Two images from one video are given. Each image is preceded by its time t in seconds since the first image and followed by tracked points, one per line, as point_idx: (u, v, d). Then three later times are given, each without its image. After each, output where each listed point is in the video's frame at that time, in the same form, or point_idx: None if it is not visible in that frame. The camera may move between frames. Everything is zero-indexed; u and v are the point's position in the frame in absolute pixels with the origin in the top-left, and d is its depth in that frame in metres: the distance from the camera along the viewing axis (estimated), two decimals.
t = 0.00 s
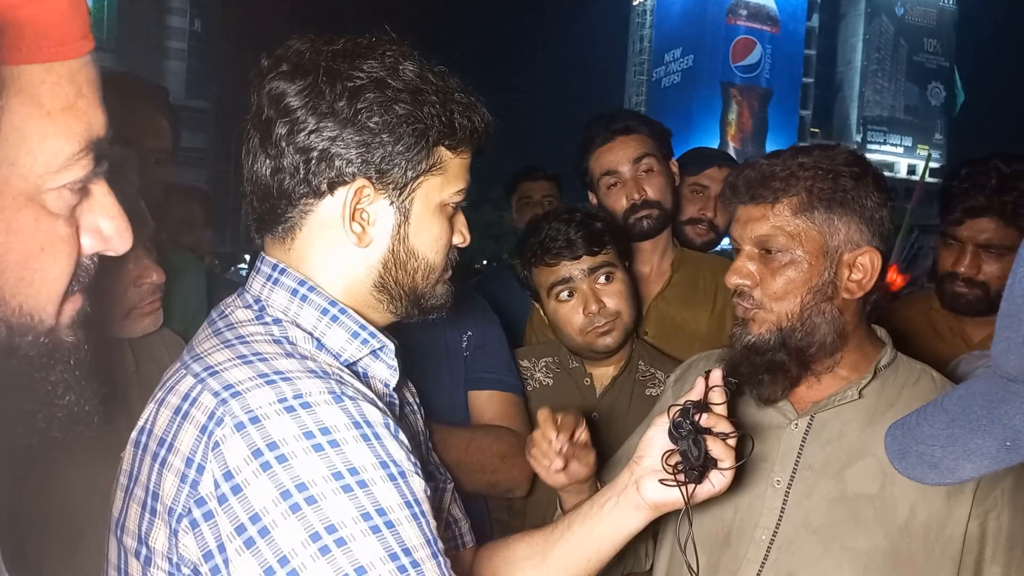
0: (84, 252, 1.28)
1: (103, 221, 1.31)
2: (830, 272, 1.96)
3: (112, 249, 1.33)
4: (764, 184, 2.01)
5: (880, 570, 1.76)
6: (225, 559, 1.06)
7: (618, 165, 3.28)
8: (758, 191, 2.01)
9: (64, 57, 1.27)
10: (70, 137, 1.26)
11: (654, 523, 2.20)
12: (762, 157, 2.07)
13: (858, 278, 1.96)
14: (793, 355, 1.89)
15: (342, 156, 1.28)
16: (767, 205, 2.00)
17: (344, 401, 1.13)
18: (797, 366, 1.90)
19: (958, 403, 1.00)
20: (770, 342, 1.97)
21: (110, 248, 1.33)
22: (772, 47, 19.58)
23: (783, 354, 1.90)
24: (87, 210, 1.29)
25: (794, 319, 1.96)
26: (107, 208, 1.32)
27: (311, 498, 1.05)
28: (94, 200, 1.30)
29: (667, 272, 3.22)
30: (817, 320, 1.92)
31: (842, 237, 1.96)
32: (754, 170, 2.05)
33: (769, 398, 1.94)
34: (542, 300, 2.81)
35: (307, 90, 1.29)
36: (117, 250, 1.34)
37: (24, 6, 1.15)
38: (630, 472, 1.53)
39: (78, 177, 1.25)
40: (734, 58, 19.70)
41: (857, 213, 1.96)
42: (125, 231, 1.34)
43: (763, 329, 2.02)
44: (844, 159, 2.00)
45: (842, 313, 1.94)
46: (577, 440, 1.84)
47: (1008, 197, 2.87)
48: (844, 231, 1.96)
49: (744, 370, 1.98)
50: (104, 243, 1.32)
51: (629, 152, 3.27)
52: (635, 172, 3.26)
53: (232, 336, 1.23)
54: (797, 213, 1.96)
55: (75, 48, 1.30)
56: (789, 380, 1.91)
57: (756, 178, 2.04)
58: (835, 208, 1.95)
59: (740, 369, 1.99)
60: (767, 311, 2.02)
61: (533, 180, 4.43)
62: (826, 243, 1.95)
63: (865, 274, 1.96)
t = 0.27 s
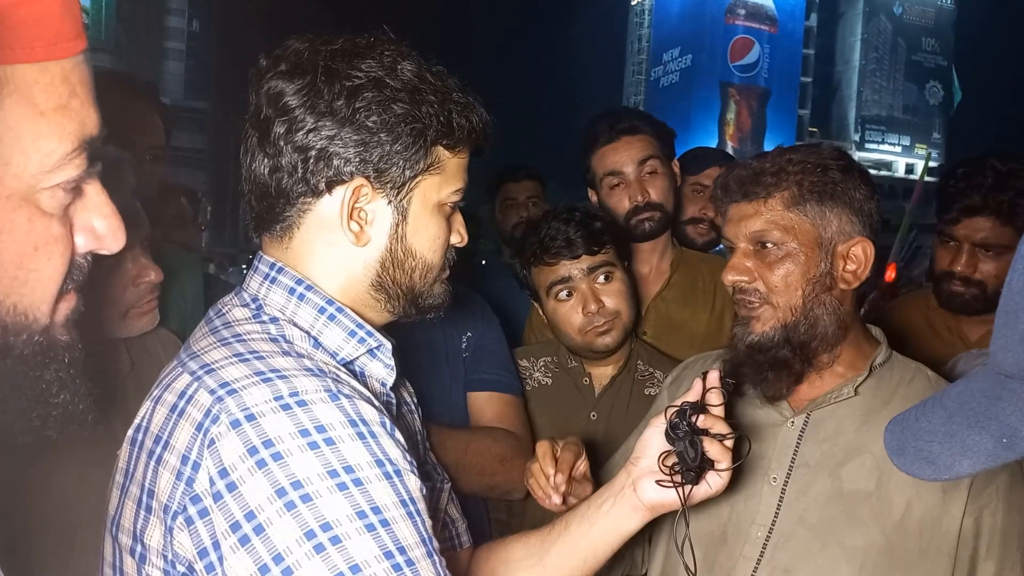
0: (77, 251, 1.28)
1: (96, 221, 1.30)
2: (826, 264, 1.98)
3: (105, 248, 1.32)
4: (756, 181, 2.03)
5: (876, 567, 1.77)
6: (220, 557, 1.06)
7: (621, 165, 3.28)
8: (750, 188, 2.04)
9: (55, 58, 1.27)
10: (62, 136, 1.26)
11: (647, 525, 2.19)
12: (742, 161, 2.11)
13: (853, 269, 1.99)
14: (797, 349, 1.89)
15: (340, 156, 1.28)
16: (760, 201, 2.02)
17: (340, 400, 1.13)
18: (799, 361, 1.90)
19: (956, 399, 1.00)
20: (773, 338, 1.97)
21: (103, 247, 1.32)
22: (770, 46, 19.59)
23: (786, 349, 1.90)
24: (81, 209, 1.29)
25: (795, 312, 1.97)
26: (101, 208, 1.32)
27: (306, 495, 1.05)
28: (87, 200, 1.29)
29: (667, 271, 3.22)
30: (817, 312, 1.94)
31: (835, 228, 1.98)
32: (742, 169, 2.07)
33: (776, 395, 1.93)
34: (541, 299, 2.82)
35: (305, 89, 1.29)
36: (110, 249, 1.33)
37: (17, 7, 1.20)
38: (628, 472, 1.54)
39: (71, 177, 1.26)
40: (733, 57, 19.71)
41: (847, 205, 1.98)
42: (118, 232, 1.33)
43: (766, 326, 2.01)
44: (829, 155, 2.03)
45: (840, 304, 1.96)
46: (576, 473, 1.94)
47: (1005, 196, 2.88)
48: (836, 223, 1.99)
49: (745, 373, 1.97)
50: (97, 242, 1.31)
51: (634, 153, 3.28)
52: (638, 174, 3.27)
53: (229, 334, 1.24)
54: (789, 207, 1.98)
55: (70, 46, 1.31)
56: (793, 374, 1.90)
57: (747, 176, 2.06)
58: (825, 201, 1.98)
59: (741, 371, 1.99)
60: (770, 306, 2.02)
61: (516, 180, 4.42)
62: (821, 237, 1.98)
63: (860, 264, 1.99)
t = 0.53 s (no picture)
0: (61, 249, 1.53)
1: (85, 221, 1.60)
2: (818, 260, 1.99)
3: (92, 248, 1.63)
4: (747, 179, 2.04)
5: (870, 565, 1.78)
6: (214, 554, 1.06)
7: (621, 165, 3.29)
8: (742, 185, 2.05)
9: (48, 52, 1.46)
10: (54, 135, 1.48)
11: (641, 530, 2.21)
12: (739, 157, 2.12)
13: (844, 265, 1.99)
14: (787, 345, 1.88)
15: (337, 154, 1.28)
16: (751, 198, 2.03)
17: (336, 398, 1.13)
18: (790, 356, 1.90)
19: (955, 397, 1.01)
20: (764, 334, 1.95)
21: (90, 247, 1.63)
22: (766, 46, 19.61)
23: (776, 344, 1.89)
24: (68, 211, 1.54)
25: (786, 307, 1.98)
26: (89, 210, 1.60)
27: (301, 493, 1.05)
28: (79, 201, 1.57)
29: (664, 270, 3.23)
30: (808, 307, 1.94)
31: (826, 224, 1.99)
32: (733, 167, 2.08)
33: (767, 386, 1.94)
34: (538, 299, 2.82)
35: (302, 88, 1.29)
36: (96, 246, 1.65)
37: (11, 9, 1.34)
38: (625, 474, 1.55)
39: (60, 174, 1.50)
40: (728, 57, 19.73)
41: (838, 202, 1.99)
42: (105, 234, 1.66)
43: (757, 320, 2.02)
44: (819, 152, 2.05)
45: (831, 298, 1.96)
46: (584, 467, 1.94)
47: (999, 195, 2.90)
48: (827, 219, 2.00)
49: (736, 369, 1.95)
50: (82, 241, 1.60)
51: (634, 153, 3.29)
52: (637, 174, 3.28)
53: (225, 332, 1.24)
54: (781, 204, 2.00)
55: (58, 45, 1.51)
56: (783, 368, 1.91)
57: (739, 174, 2.07)
58: (817, 197, 1.99)
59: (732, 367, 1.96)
60: (762, 301, 2.03)
61: (508, 181, 4.43)
62: (813, 234, 1.98)
63: (851, 259, 2.00)
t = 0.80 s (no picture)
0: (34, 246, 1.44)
1: (57, 218, 1.53)
2: (801, 258, 1.98)
3: (65, 245, 1.56)
4: (738, 173, 2.06)
5: (861, 563, 1.78)
6: (211, 553, 1.05)
7: (613, 165, 3.28)
8: (735, 180, 2.06)
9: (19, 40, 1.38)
10: (19, 128, 1.40)
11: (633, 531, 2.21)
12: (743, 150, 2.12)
13: (829, 265, 1.98)
14: (765, 339, 1.91)
15: (332, 153, 1.27)
16: (742, 193, 2.05)
17: (331, 396, 1.13)
18: (768, 350, 1.93)
19: (950, 398, 1.01)
20: (743, 326, 2.00)
21: (62, 244, 1.56)
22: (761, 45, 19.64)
23: (755, 337, 1.94)
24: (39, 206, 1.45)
25: (766, 303, 1.99)
26: (61, 207, 1.54)
27: (298, 491, 1.05)
28: (52, 198, 1.50)
29: (657, 268, 3.22)
30: (786, 305, 1.96)
31: (814, 223, 1.99)
32: (728, 161, 2.10)
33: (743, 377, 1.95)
34: (533, 298, 2.82)
35: (297, 86, 1.29)
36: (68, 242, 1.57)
37: None
38: (621, 470, 1.55)
39: (29, 168, 1.42)
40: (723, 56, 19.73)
41: (829, 202, 2.00)
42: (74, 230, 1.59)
43: (737, 313, 2.06)
44: (816, 150, 2.05)
45: (811, 299, 1.97)
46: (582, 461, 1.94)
47: (993, 194, 2.91)
48: (816, 219, 2.00)
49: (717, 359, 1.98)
50: (54, 236, 1.51)
51: (626, 152, 3.28)
52: (629, 174, 3.28)
53: (220, 331, 1.23)
54: (769, 200, 2.01)
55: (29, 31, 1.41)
56: (761, 362, 1.94)
57: (731, 168, 2.08)
58: (807, 196, 1.99)
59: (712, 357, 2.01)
60: (742, 295, 2.06)
61: (503, 179, 4.42)
62: (800, 233, 1.99)
63: (838, 259, 1.98)
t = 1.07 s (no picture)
0: (23, 246, 1.36)
1: (48, 217, 1.42)
2: (803, 252, 1.98)
3: (57, 245, 1.45)
4: (744, 166, 2.06)
5: (854, 562, 1.77)
6: (210, 552, 1.05)
7: (611, 163, 3.28)
8: (740, 172, 2.06)
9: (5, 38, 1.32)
10: (8, 124, 1.33)
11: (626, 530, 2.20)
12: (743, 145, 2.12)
13: (830, 260, 1.97)
14: (764, 333, 1.90)
15: (328, 151, 1.27)
16: (746, 184, 2.04)
17: (331, 393, 1.12)
18: (766, 345, 1.91)
19: (947, 401, 1.02)
20: (743, 319, 1.98)
21: (55, 244, 1.45)
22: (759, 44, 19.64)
23: (753, 332, 1.92)
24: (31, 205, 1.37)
25: (766, 296, 1.98)
26: (54, 206, 1.43)
27: (297, 489, 1.04)
28: (41, 195, 1.39)
29: (653, 268, 3.22)
30: (787, 298, 1.95)
31: (817, 219, 1.99)
32: (733, 154, 2.10)
33: (740, 371, 1.96)
34: (530, 296, 2.81)
35: (294, 84, 1.28)
36: (62, 243, 1.46)
37: None
38: (620, 467, 1.54)
39: (18, 166, 1.34)
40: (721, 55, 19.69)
41: (831, 199, 1.99)
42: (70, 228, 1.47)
43: (735, 305, 2.03)
44: (819, 149, 2.05)
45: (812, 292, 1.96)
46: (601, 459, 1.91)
47: (991, 194, 2.91)
48: (818, 214, 1.99)
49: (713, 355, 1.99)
50: (48, 237, 1.42)
51: (623, 151, 3.28)
52: (627, 173, 3.27)
53: (217, 330, 1.22)
54: (774, 192, 2.00)
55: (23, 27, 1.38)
56: (758, 357, 1.93)
57: (737, 161, 2.09)
58: (810, 191, 1.98)
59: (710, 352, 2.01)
60: (743, 288, 2.03)
61: (501, 175, 4.40)
62: (803, 227, 1.98)
63: (838, 255, 1.98)
